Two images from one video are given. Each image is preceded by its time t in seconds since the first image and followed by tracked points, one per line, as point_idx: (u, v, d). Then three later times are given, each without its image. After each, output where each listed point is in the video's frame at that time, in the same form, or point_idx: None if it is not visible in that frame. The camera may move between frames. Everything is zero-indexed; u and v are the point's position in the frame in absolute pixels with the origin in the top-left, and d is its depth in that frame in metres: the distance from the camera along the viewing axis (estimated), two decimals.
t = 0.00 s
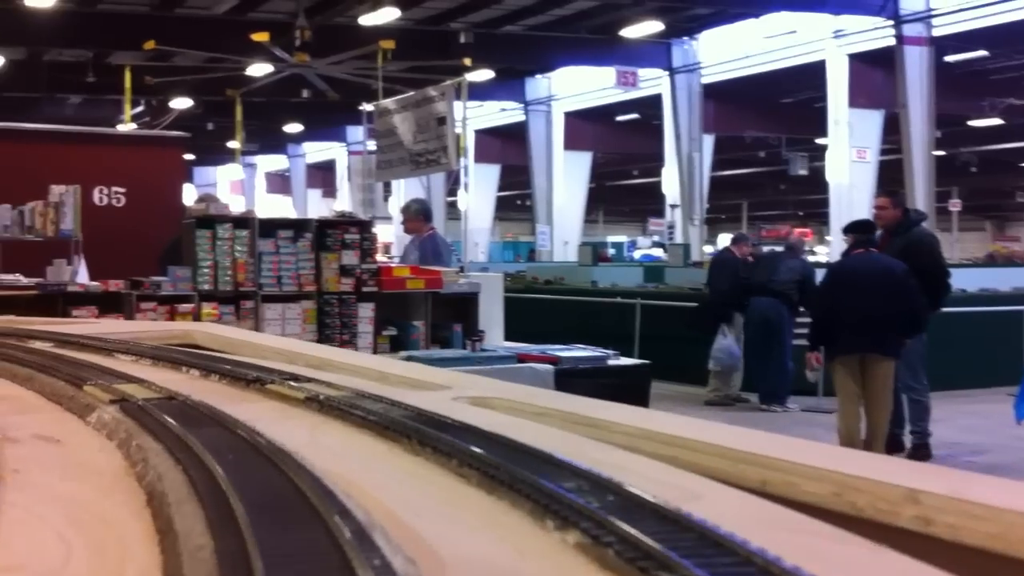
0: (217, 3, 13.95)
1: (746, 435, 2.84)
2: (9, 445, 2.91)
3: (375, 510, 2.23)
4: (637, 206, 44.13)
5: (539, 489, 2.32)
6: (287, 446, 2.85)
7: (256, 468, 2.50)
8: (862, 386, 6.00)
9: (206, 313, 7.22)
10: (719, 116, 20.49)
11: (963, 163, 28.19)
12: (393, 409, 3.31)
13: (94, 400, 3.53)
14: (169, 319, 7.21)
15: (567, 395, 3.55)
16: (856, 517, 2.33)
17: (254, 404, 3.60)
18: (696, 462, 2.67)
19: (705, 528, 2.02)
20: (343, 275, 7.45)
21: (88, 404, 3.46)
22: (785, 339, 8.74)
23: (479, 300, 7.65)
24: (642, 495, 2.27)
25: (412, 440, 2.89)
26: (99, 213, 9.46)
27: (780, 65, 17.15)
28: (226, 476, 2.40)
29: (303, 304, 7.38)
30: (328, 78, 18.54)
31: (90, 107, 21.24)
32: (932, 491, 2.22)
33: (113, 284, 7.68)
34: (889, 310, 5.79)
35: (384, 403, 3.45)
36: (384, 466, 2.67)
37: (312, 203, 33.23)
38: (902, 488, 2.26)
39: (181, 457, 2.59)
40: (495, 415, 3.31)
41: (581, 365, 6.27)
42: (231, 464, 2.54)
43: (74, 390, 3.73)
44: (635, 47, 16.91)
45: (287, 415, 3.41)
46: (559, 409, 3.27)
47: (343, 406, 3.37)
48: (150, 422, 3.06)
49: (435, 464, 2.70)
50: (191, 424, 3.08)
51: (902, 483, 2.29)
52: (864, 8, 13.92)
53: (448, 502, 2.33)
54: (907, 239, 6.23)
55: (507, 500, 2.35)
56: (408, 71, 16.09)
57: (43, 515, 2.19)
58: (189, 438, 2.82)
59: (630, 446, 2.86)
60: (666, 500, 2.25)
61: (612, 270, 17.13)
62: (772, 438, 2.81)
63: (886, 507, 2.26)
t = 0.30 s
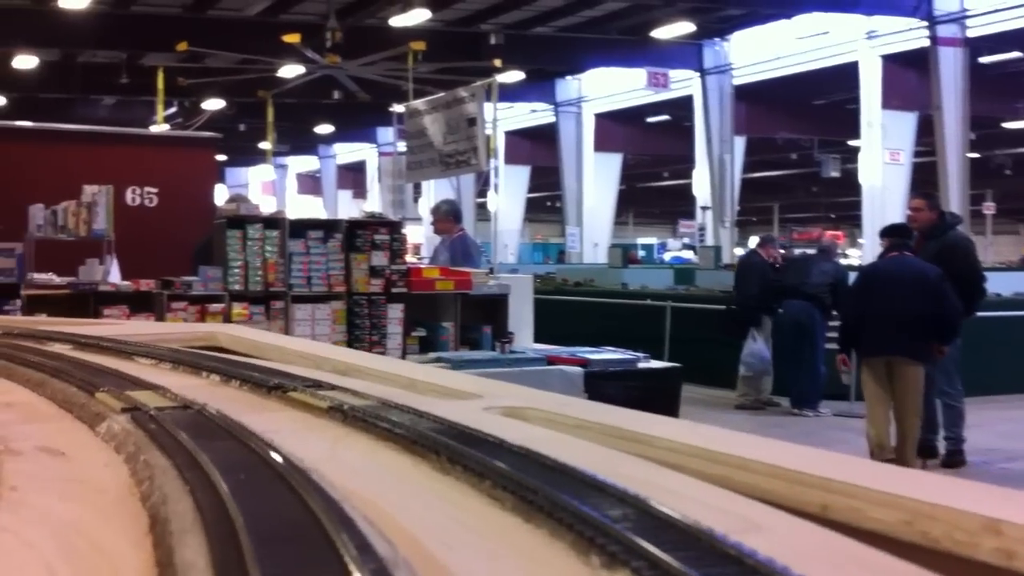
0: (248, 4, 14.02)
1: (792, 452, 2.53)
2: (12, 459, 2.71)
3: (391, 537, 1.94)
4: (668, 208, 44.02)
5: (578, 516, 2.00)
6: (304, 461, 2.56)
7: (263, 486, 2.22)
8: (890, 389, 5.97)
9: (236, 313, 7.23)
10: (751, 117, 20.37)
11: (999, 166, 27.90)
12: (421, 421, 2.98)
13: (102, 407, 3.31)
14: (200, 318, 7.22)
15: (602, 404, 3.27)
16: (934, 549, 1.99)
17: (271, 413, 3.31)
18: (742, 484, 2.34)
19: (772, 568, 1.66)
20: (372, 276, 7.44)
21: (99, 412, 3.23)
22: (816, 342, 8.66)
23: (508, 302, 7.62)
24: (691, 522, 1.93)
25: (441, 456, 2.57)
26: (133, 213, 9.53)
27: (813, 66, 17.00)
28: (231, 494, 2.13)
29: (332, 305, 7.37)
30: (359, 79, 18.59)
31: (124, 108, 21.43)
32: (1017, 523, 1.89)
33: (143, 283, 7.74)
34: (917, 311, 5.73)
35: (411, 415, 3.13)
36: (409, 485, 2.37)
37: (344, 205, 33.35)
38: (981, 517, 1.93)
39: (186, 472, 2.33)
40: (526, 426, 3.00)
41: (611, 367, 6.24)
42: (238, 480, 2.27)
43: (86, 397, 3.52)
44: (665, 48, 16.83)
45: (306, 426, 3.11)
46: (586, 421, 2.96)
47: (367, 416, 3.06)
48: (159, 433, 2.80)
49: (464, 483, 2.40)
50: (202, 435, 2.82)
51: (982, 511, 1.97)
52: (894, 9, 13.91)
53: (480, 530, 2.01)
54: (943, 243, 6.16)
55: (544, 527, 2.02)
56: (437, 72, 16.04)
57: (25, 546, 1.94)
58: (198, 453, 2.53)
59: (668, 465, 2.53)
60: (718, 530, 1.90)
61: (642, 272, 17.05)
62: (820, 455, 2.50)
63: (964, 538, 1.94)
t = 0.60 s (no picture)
0: (280, 5, 14.08)
1: (841, 467, 2.44)
2: (9, 472, 2.52)
3: (415, 568, 1.79)
4: (698, 209, 43.86)
5: (631, 549, 1.87)
6: (323, 479, 2.45)
7: (276, 507, 2.10)
8: (921, 393, 5.91)
9: (268, 313, 7.24)
10: (782, 116, 20.30)
11: None
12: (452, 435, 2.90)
13: (113, 417, 3.24)
14: (231, 319, 7.22)
15: (636, 414, 3.23)
16: None
17: (295, 423, 3.27)
18: (791, 502, 2.27)
19: None
20: (402, 276, 7.43)
21: (109, 423, 3.16)
22: (850, 344, 8.59)
23: (539, 303, 7.59)
24: (738, 546, 1.84)
25: (474, 474, 2.46)
26: (166, 215, 9.62)
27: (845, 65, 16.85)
28: (239, 517, 2.00)
29: (362, 305, 7.37)
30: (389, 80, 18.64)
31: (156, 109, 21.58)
32: None
33: (175, 283, 7.79)
34: (945, 313, 5.69)
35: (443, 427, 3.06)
36: (435, 506, 2.25)
37: (374, 205, 33.44)
38: None
39: (193, 491, 2.21)
40: (560, 437, 2.96)
41: (642, 368, 6.19)
42: (250, 500, 2.15)
43: (96, 407, 3.45)
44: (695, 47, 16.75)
45: (331, 438, 3.05)
46: (620, 431, 2.90)
47: (394, 428, 2.99)
48: (169, 447, 2.70)
49: (501, 505, 2.27)
50: (216, 449, 2.71)
51: None
52: (930, 7, 13.72)
53: (515, 559, 1.88)
54: (979, 242, 6.07)
55: (590, 557, 1.89)
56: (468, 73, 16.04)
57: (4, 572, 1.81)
58: (210, 470, 2.42)
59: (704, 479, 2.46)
60: (782, 564, 1.78)
61: (672, 272, 16.96)
62: (860, 467, 2.44)
63: None
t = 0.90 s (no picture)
0: (309, 7, 14.15)
1: (903, 483, 2.38)
2: (10, 496, 2.45)
3: None
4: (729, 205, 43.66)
5: None
6: (346, 502, 2.34)
7: (293, 537, 1.97)
8: (958, 394, 5.82)
9: (298, 313, 7.25)
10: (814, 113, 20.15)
11: None
12: (485, 448, 2.84)
13: (125, 430, 3.19)
14: (263, 319, 7.33)
15: (676, 422, 3.20)
16: None
17: (319, 435, 3.24)
18: (856, 522, 2.19)
19: None
20: (433, 276, 7.41)
21: (121, 436, 3.11)
22: (885, 340, 8.48)
23: (570, 302, 7.57)
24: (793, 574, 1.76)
25: (512, 496, 2.36)
26: (197, 216, 9.65)
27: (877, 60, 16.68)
28: (246, 546, 1.91)
29: (393, 305, 7.34)
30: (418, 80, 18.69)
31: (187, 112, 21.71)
32: None
33: (207, 285, 7.79)
34: (975, 309, 5.66)
35: (475, 440, 3.00)
36: (467, 533, 2.13)
37: (405, 205, 33.49)
38: None
39: (202, 518, 2.08)
40: (590, 446, 2.93)
41: (675, 367, 6.16)
42: (266, 528, 2.03)
43: (108, 418, 3.42)
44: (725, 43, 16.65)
45: (357, 450, 3.01)
46: (654, 439, 2.87)
47: (424, 441, 2.94)
48: (180, 465, 2.59)
49: (541, 531, 2.15)
50: (233, 467, 2.61)
51: None
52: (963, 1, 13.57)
53: None
54: (1015, 238, 5.98)
55: None
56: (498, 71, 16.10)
57: None
58: (220, 493, 2.30)
59: (741, 492, 2.43)
60: None
61: (704, 270, 16.86)
62: (893, 478, 2.41)
63: None
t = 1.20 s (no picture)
0: (343, 6, 14.22)
1: (964, 500, 2.20)
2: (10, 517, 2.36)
3: None
4: (763, 203, 43.45)
5: None
6: (371, 527, 2.24)
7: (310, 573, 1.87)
8: (994, 393, 5.77)
9: (331, 311, 7.27)
10: (849, 110, 19.97)
11: None
12: (524, 465, 2.78)
13: (140, 442, 3.14)
14: (296, 318, 7.33)
15: (717, 431, 3.10)
16: None
17: (348, 448, 3.20)
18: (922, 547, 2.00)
19: None
20: (465, 275, 7.37)
21: (133, 449, 3.06)
22: (921, 340, 8.39)
23: (603, 300, 7.53)
24: None
25: (554, 522, 2.24)
26: (233, 214, 9.78)
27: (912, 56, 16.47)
28: None
29: (426, 304, 7.31)
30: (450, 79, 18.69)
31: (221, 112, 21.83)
32: None
33: (241, 283, 7.95)
34: (1016, 307, 5.58)
35: (512, 453, 2.96)
36: (494, 564, 2.00)
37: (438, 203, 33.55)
38: None
39: (210, 548, 1.99)
40: (623, 457, 2.88)
41: (711, 366, 6.09)
42: (279, 560, 1.94)
43: (123, 429, 3.38)
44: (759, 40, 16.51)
45: (388, 466, 2.95)
46: (689, 447, 2.83)
47: (458, 457, 2.89)
48: (193, 483, 2.52)
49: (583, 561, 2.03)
50: (254, 487, 2.54)
51: None
52: None
53: None
54: None
55: None
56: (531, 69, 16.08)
57: None
58: (232, 521, 2.20)
59: (785, 508, 2.28)
60: None
61: (738, 269, 16.75)
62: (926, 485, 2.34)
63: None
